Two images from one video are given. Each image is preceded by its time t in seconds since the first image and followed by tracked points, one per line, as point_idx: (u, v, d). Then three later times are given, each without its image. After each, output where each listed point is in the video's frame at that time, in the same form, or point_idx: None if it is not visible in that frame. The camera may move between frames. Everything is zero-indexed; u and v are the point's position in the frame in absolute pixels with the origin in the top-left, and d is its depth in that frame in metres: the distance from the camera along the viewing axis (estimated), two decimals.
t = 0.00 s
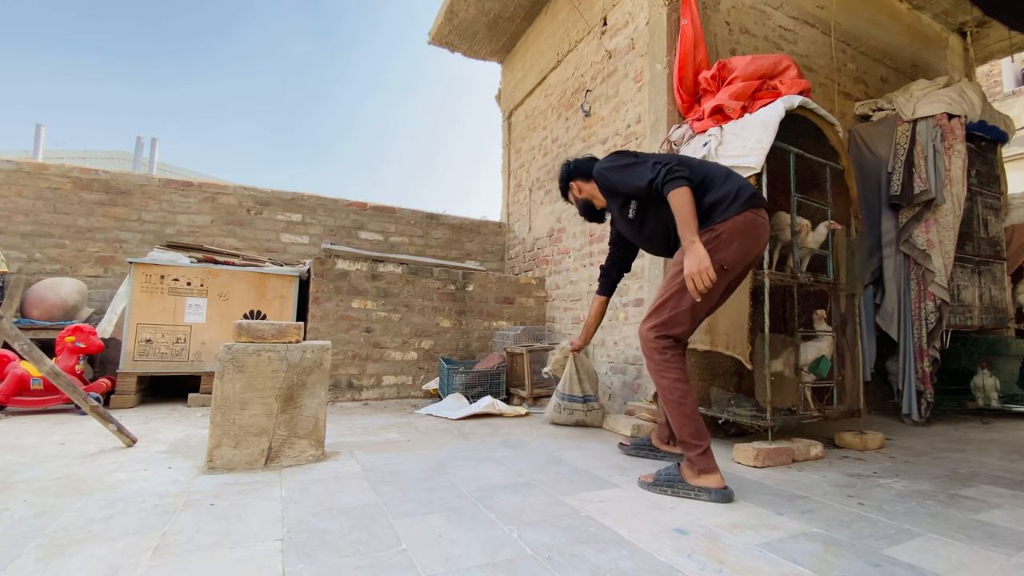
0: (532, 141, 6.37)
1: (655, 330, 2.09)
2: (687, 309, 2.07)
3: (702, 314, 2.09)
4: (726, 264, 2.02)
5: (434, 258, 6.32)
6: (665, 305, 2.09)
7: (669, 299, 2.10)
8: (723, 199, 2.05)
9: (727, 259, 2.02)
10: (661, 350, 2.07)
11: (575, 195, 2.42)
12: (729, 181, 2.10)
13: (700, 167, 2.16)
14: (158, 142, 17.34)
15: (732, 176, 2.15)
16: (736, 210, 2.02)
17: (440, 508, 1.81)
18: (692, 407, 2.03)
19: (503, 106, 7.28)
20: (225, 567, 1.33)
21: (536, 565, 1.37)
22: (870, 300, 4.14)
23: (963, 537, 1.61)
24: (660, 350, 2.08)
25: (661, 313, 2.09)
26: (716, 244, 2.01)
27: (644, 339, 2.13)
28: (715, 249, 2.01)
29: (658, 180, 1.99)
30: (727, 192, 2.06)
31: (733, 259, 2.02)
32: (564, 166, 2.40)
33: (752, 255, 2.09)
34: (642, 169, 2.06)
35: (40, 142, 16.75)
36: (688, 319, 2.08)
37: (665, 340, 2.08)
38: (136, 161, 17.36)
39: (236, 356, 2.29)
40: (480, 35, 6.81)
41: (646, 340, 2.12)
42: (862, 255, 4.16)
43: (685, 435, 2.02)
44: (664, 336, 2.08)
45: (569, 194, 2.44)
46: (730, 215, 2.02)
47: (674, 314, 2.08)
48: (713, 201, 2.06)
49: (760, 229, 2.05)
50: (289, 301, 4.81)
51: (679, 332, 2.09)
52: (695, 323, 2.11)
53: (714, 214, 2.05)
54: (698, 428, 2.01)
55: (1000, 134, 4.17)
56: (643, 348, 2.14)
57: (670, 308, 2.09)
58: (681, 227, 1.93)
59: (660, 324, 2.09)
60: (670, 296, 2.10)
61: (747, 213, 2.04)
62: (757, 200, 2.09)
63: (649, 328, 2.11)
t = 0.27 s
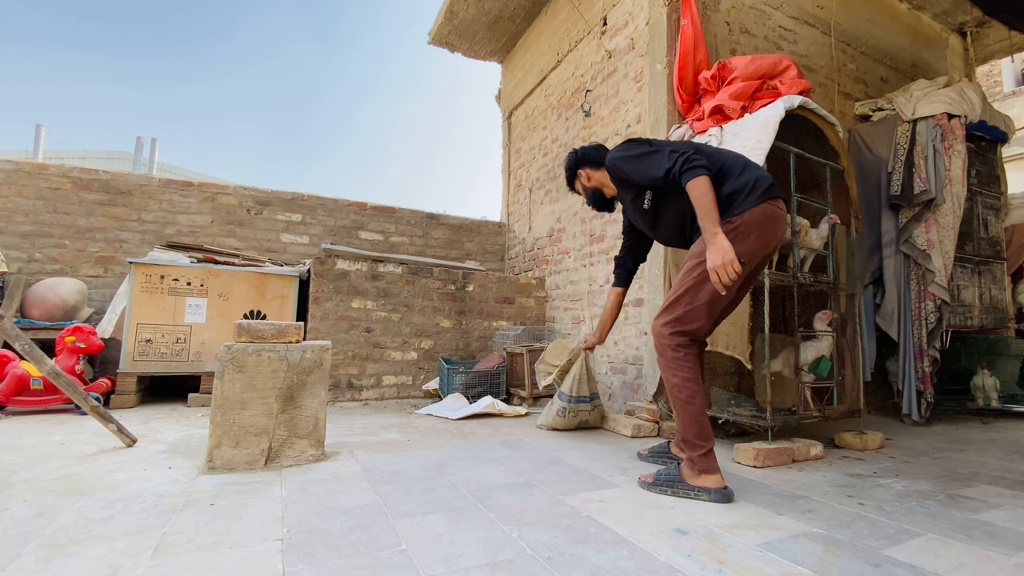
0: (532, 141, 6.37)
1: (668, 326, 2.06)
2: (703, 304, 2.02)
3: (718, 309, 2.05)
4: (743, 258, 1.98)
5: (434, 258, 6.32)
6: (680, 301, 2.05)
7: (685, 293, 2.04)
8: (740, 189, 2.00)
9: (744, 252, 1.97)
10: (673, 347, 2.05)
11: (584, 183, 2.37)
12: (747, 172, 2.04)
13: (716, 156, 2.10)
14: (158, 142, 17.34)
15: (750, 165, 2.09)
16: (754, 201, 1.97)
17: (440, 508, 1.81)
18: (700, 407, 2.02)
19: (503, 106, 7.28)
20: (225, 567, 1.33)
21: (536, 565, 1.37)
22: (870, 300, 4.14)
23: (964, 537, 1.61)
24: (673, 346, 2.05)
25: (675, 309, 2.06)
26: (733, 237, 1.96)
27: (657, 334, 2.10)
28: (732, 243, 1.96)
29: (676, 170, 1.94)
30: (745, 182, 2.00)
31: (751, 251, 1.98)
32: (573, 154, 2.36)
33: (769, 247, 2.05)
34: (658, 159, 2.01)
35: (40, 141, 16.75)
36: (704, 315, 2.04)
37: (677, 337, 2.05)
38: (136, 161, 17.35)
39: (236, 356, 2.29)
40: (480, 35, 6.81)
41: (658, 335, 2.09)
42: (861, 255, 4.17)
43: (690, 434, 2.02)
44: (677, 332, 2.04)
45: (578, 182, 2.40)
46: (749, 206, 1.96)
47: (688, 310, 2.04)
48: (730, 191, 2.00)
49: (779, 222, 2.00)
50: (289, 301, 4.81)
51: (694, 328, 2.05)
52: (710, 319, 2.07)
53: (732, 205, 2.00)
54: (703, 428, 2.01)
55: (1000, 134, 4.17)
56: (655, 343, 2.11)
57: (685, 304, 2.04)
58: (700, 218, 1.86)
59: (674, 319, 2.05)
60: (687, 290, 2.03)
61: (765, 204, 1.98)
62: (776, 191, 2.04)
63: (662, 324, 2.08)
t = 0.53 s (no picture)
0: (532, 141, 6.37)
1: (671, 326, 1.94)
2: (708, 304, 1.91)
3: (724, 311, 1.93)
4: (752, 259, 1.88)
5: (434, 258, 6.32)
6: (683, 301, 1.94)
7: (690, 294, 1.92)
8: (754, 187, 1.89)
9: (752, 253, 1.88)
10: (675, 348, 1.92)
11: (594, 163, 2.28)
12: (763, 169, 1.94)
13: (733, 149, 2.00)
14: (158, 142, 17.34)
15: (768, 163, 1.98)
16: (766, 201, 1.87)
17: (440, 508, 1.80)
18: (708, 411, 1.84)
19: (503, 106, 7.28)
20: (225, 567, 1.33)
21: (536, 565, 1.37)
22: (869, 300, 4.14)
23: (964, 537, 1.61)
24: (675, 348, 1.92)
25: (677, 309, 1.95)
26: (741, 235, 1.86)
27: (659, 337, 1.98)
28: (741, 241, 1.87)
29: (690, 160, 1.84)
30: (760, 179, 1.90)
31: (762, 253, 1.89)
32: (585, 132, 2.26)
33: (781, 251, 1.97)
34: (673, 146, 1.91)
35: (40, 142, 16.75)
36: (708, 317, 1.93)
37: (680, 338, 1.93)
38: (136, 162, 17.37)
39: (236, 356, 2.29)
40: (480, 35, 6.81)
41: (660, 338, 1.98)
42: (861, 256, 4.16)
43: (699, 442, 1.85)
44: (679, 334, 1.93)
45: (588, 162, 2.30)
46: (760, 206, 1.87)
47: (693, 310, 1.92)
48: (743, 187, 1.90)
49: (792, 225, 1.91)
50: (289, 302, 4.81)
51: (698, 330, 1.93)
52: (716, 322, 1.95)
53: (745, 201, 1.89)
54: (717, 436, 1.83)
55: (1000, 134, 4.17)
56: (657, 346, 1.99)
57: (687, 304, 1.94)
58: (714, 214, 1.78)
59: (678, 319, 1.93)
60: (691, 289, 1.92)
61: (778, 205, 1.88)
62: (792, 193, 1.93)
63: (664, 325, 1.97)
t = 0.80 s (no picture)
0: (532, 141, 6.37)
1: (684, 328, 1.89)
2: (719, 301, 1.82)
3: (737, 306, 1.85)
4: (762, 247, 1.77)
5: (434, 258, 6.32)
6: (694, 299, 1.88)
7: (702, 291, 1.85)
8: (760, 165, 1.79)
9: (762, 241, 1.76)
10: (687, 351, 1.87)
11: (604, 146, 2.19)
12: (773, 144, 1.82)
13: (742, 124, 1.88)
14: (158, 142, 17.34)
15: (778, 137, 1.85)
16: (772, 180, 1.76)
17: (440, 508, 1.81)
18: (718, 417, 1.81)
19: (503, 106, 7.28)
20: (225, 567, 1.33)
21: (536, 565, 1.37)
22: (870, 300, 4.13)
23: (963, 537, 1.61)
24: (687, 350, 1.88)
25: (688, 308, 1.89)
26: (747, 223, 1.76)
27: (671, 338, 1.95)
28: (747, 230, 1.76)
29: (686, 140, 1.75)
30: (767, 157, 1.79)
31: (773, 241, 1.76)
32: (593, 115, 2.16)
33: (798, 235, 1.81)
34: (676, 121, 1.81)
35: (40, 142, 16.75)
36: (721, 315, 1.84)
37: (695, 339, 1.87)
38: (136, 162, 17.37)
39: (236, 356, 2.29)
40: (480, 35, 6.81)
41: (672, 339, 1.94)
42: (861, 255, 4.16)
43: (707, 446, 1.83)
44: (692, 335, 1.87)
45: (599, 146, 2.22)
46: (766, 186, 1.76)
47: (705, 309, 1.85)
48: (748, 167, 1.80)
49: (804, 204, 1.78)
50: (289, 302, 4.81)
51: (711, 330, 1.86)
52: (730, 318, 1.87)
53: (745, 186, 1.79)
54: (721, 441, 1.81)
55: (1000, 134, 4.18)
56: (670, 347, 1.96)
57: (698, 303, 1.86)
58: (706, 203, 1.68)
59: (690, 320, 1.87)
60: (699, 287, 1.86)
61: (786, 182, 1.77)
62: (805, 168, 1.80)
63: (676, 326, 1.93)
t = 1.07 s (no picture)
0: (532, 141, 6.36)
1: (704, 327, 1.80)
2: (731, 298, 1.71)
3: (759, 304, 1.67)
4: (774, 240, 1.62)
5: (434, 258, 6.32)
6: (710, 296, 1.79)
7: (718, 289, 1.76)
8: (764, 156, 1.68)
9: (774, 233, 1.62)
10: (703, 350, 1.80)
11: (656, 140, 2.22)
12: (781, 130, 1.68)
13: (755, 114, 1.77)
14: (158, 142, 17.34)
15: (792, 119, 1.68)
16: (774, 170, 1.64)
17: (440, 508, 1.80)
18: (726, 421, 1.72)
19: (503, 106, 7.28)
20: (225, 567, 1.33)
21: (536, 565, 1.37)
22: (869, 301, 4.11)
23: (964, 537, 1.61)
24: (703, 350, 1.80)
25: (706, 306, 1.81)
26: (756, 216, 1.66)
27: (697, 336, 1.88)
28: (755, 223, 1.65)
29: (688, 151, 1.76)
30: (771, 145, 1.67)
31: (787, 233, 1.60)
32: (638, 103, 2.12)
33: (824, 224, 1.60)
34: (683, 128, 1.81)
35: (40, 142, 16.75)
36: (738, 313, 1.70)
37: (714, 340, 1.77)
38: (137, 162, 17.38)
39: (236, 356, 2.29)
40: (480, 35, 6.80)
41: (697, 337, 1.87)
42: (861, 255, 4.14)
43: (716, 448, 1.77)
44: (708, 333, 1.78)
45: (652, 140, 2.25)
46: (769, 177, 1.64)
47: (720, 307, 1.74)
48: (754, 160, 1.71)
49: (821, 190, 1.59)
50: (289, 302, 4.81)
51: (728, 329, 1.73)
52: (755, 316, 1.69)
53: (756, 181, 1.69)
54: (726, 444, 1.74)
55: (1000, 134, 4.18)
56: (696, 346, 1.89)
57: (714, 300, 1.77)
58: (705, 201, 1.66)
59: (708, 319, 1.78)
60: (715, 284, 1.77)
61: (794, 169, 1.61)
62: (818, 147, 1.60)
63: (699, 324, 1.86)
